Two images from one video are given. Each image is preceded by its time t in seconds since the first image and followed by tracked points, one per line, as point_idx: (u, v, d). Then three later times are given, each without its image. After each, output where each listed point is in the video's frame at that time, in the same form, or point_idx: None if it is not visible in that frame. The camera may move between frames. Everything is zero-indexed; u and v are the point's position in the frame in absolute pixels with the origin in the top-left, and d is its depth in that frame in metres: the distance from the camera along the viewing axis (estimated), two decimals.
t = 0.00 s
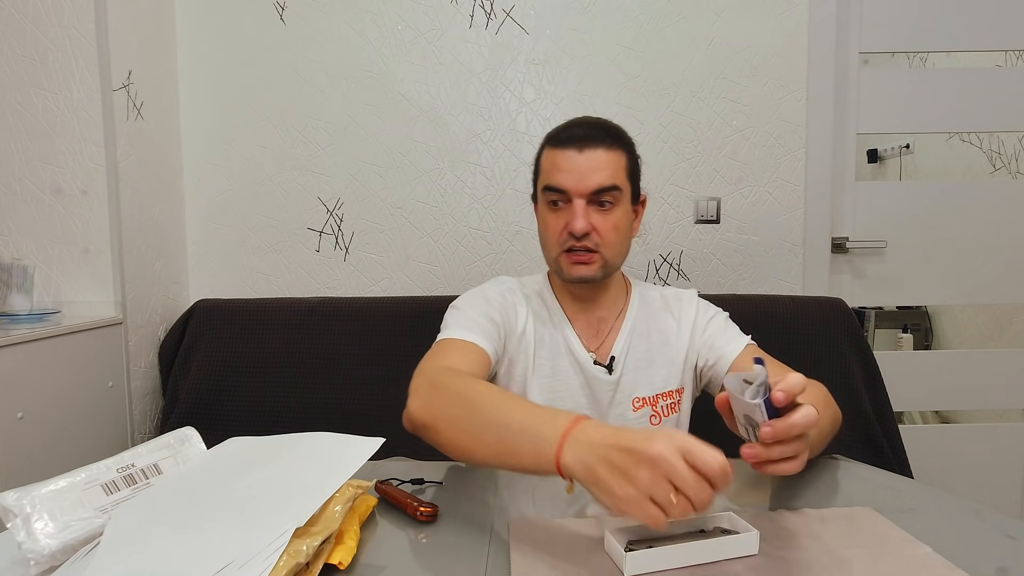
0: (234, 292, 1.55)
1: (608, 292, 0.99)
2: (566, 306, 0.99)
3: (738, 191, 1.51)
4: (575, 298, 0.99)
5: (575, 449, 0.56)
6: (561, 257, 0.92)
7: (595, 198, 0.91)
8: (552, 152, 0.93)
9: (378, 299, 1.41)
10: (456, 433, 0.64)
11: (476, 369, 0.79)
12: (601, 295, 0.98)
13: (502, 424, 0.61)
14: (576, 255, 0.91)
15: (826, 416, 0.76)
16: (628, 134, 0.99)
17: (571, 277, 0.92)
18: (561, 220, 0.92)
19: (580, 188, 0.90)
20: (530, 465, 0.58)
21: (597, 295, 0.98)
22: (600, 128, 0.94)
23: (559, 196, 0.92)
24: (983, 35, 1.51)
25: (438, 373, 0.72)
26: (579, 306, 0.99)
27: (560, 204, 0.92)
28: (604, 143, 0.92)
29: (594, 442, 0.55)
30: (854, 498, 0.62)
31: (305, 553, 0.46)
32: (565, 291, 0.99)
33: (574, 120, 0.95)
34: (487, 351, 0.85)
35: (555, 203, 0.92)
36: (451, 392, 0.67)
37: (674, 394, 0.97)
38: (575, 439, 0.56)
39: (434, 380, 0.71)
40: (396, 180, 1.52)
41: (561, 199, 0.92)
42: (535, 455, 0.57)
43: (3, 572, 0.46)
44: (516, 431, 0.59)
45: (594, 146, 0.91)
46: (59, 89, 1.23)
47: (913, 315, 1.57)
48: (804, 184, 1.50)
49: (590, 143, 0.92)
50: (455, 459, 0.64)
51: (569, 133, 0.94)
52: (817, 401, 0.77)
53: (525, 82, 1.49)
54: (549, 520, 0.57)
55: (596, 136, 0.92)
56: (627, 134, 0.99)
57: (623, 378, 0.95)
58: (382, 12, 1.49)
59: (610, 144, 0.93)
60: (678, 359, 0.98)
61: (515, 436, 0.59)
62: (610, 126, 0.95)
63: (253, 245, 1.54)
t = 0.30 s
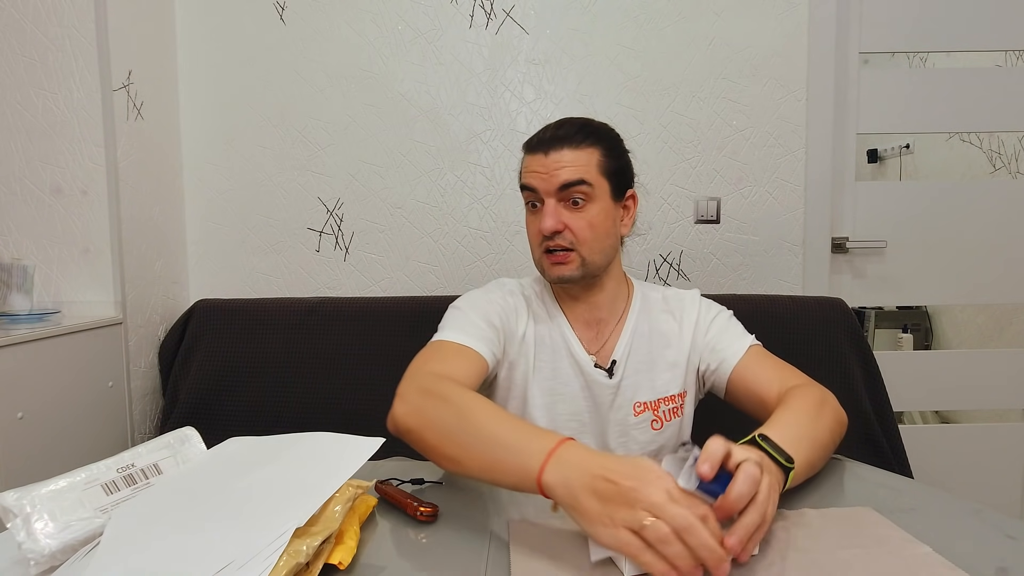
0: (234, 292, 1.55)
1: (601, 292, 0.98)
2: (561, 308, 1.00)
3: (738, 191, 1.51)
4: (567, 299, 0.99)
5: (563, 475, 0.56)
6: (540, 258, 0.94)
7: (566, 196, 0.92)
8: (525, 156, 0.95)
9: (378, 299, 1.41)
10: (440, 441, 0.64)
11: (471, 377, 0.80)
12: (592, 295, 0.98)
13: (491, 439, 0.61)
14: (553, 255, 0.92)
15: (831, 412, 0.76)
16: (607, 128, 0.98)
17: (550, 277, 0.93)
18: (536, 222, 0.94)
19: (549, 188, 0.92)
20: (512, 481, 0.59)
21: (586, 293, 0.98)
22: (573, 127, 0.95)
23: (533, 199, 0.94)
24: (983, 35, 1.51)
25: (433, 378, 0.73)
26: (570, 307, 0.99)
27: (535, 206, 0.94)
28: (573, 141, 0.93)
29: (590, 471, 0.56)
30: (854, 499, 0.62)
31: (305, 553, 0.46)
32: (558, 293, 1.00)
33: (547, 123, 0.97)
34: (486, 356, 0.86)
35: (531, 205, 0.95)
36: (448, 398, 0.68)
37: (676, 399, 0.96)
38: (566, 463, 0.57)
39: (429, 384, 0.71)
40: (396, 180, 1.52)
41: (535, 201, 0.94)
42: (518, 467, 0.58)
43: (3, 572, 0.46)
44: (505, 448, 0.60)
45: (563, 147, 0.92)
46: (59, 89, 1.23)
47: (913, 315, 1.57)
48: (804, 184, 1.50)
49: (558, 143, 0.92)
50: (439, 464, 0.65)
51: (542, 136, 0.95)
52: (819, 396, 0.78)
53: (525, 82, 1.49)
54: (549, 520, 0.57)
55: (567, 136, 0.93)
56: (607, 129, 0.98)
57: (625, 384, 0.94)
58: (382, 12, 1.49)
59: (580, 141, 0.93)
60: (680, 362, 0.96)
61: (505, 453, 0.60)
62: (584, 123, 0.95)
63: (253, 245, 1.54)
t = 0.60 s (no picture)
0: (234, 292, 1.55)
1: (598, 298, 0.99)
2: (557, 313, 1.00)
3: (738, 191, 1.51)
4: (564, 304, 0.99)
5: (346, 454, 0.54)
6: (535, 263, 0.94)
7: (564, 201, 0.92)
8: (524, 157, 0.94)
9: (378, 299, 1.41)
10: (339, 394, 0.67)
11: (410, 361, 0.85)
12: (589, 301, 0.98)
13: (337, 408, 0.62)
14: (549, 260, 0.92)
15: (837, 409, 0.76)
16: (609, 129, 0.98)
17: (546, 283, 0.93)
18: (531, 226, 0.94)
19: (546, 192, 0.92)
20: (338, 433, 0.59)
21: (584, 299, 0.98)
22: (573, 129, 0.94)
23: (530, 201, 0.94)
24: (983, 35, 1.51)
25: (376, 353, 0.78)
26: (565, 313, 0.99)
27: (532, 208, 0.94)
28: (572, 144, 0.92)
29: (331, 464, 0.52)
30: (854, 499, 0.62)
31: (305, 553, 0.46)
32: (554, 297, 1.00)
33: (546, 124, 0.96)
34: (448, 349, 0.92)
35: (528, 208, 0.95)
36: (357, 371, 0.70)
37: (676, 406, 0.96)
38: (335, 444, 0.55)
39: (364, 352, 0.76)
40: (396, 180, 1.52)
41: (532, 203, 0.94)
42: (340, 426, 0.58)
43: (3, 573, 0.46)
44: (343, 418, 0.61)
45: (562, 150, 0.92)
46: (59, 89, 1.23)
47: (913, 315, 1.57)
48: (804, 184, 1.50)
49: (558, 146, 0.92)
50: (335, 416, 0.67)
51: (541, 137, 0.95)
52: (823, 395, 0.78)
53: (525, 82, 1.49)
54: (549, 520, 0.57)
55: (565, 138, 0.93)
56: (609, 130, 0.98)
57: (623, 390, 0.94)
58: (382, 12, 1.49)
59: (579, 145, 0.93)
60: (680, 368, 0.96)
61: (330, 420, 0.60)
62: (585, 126, 0.95)
63: (253, 245, 1.54)
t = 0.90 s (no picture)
0: (234, 292, 1.55)
1: (586, 312, 0.98)
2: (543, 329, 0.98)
3: (738, 191, 1.51)
4: (550, 322, 0.97)
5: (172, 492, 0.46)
6: (521, 280, 0.92)
7: (551, 216, 0.90)
8: (505, 168, 0.92)
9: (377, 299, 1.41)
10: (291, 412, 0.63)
11: (384, 376, 0.79)
12: (578, 316, 0.97)
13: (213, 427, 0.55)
14: (536, 277, 0.91)
15: (844, 405, 0.77)
16: (591, 137, 0.97)
17: (533, 300, 0.92)
18: (517, 242, 0.92)
19: (532, 208, 0.90)
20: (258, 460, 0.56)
21: (571, 315, 0.97)
22: (559, 138, 0.93)
23: (514, 216, 0.92)
24: (983, 34, 1.51)
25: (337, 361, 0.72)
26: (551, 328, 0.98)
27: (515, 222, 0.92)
28: (558, 156, 0.91)
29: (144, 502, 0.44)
30: (854, 499, 0.62)
31: (305, 553, 0.46)
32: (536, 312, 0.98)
33: (527, 130, 0.94)
34: (428, 366, 0.88)
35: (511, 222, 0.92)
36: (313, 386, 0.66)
37: (667, 416, 0.95)
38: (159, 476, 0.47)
39: (319, 357, 0.70)
40: (396, 180, 1.52)
41: (516, 218, 0.92)
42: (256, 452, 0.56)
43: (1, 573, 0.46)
44: (206, 443, 0.52)
45: (550, 159, 0.90)
46: (59, 89, 1.23)
47: (913, 315, 1.57)
48: (804, 184, 1.50)
49: (542, 158, 0.90)
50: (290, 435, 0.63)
51: (522, 146, 0.92)
52: (829, 391, 0.78)
53: (525, 82, 1.49)
54: (548, 520, 0.57)
55: (550, 149, 0.91)
56: (592, 138, 0.97)
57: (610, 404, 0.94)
58: (382, 12, 1.49)
59: (564, 156, 0.91)
60: (669, 377, 0.96)
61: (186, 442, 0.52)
62: (568, 135, 0.94)
63: (253, 245, 1.54)
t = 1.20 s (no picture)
0: (234, 292, 1.56)
1: (588, 314, 0.98)
2: (545, 332, 0.97)
3: (738, 191, 1.51)
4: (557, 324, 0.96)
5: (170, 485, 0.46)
6: (541, 283, 0.91)
7: (572, 217, 0.90)
8: (519, 169, 0.90)
9: (377, 299, 1.41)
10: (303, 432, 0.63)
11: (381, 376, 0.79)
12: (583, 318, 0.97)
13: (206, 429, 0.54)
14: (558, 279, 0.90)
15: (851, 405, 0.77)
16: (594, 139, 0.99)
17: (554, 303, 0.91)
18: (535, 242, 0.91)
19: (554, 209, 0.89)
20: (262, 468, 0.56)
21: (575, 321, 0.96)
22: (572, 138, 0.94)
23: (530, 218, 0.90)
24: (983, 35, 1.51)
25: (331, 363, 0.71)
26: (556, 330, 0.97)
27: (531, 225, 0.91)
28: (573, 156, 0.91)
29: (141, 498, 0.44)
30: (854, 499, 0.62)
31: (305, 553, 0.46)
32: (541, 317, 0.97)
33: (533, 127, 0.93)
34: (422, 368, 0.89)
35: (526, 224, 0.91)
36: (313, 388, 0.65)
37: (662, 421, 0.95)
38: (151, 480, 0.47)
39: (315, 358, 0.70)
40: (396, 180, 1.52)
41: (532, 220, 0.90)
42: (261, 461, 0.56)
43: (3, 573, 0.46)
44: (203, 442, 0.51)
45: (570, 157, 0.91)
46: (59, 89, 1.23)
47: (913, 315, 1.57)
48: (804, 184, 1.50)
49: (559, 158, 0.90)
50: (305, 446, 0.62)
51: (533, 147, 0.91)
52: (836, 391, 0.78)
53: (525, 82, 1.49)
54: (549, 520, 0.57)
55: (564, 149, 0.91)
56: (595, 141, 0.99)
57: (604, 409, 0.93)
58: (382, 12, 1.49)
59: (579, 157, 0.91)
60: (665, 382, 0.96)
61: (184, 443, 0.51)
62: (577, 136, 0.94)
63: (253, 245, 1.54)
